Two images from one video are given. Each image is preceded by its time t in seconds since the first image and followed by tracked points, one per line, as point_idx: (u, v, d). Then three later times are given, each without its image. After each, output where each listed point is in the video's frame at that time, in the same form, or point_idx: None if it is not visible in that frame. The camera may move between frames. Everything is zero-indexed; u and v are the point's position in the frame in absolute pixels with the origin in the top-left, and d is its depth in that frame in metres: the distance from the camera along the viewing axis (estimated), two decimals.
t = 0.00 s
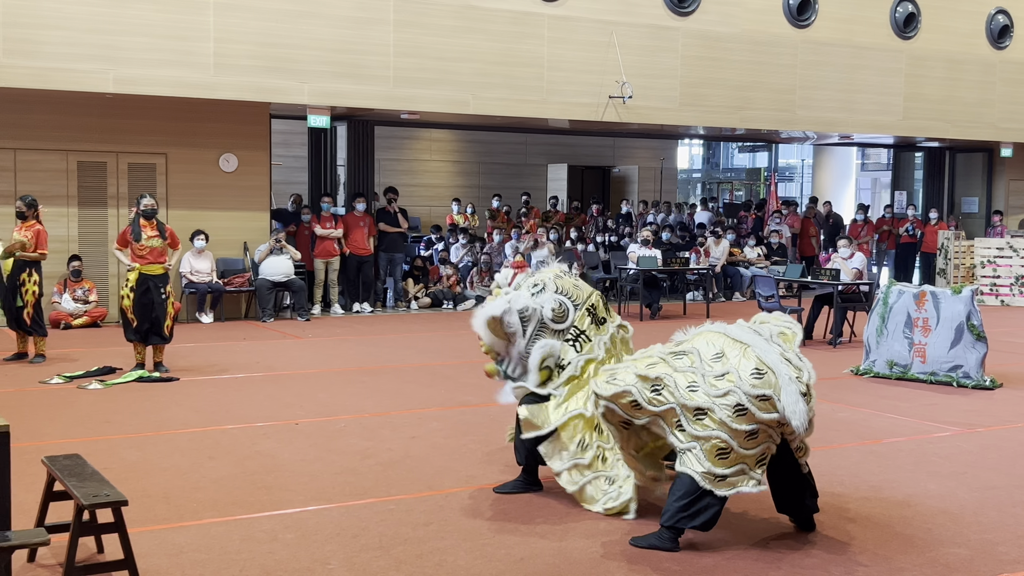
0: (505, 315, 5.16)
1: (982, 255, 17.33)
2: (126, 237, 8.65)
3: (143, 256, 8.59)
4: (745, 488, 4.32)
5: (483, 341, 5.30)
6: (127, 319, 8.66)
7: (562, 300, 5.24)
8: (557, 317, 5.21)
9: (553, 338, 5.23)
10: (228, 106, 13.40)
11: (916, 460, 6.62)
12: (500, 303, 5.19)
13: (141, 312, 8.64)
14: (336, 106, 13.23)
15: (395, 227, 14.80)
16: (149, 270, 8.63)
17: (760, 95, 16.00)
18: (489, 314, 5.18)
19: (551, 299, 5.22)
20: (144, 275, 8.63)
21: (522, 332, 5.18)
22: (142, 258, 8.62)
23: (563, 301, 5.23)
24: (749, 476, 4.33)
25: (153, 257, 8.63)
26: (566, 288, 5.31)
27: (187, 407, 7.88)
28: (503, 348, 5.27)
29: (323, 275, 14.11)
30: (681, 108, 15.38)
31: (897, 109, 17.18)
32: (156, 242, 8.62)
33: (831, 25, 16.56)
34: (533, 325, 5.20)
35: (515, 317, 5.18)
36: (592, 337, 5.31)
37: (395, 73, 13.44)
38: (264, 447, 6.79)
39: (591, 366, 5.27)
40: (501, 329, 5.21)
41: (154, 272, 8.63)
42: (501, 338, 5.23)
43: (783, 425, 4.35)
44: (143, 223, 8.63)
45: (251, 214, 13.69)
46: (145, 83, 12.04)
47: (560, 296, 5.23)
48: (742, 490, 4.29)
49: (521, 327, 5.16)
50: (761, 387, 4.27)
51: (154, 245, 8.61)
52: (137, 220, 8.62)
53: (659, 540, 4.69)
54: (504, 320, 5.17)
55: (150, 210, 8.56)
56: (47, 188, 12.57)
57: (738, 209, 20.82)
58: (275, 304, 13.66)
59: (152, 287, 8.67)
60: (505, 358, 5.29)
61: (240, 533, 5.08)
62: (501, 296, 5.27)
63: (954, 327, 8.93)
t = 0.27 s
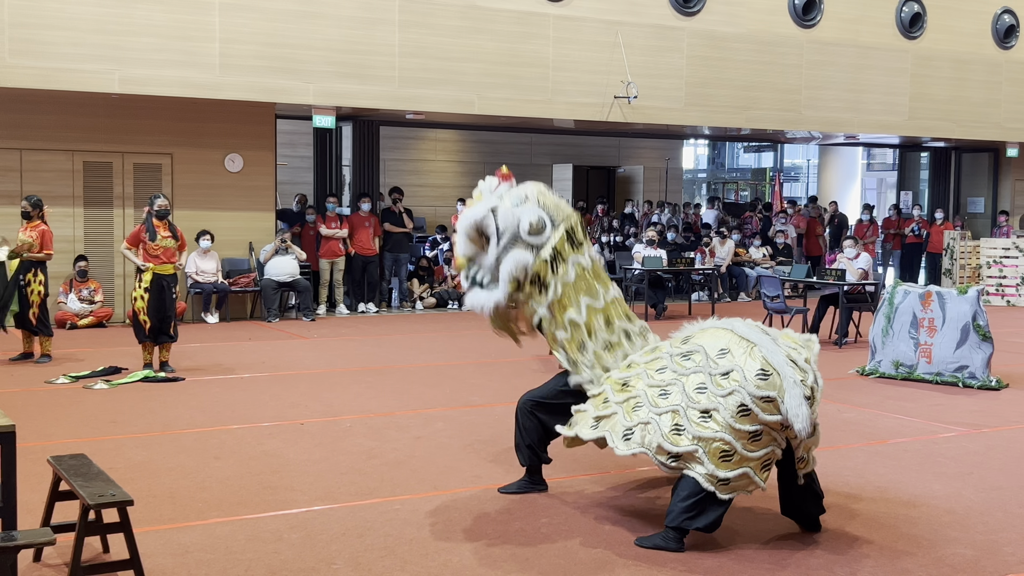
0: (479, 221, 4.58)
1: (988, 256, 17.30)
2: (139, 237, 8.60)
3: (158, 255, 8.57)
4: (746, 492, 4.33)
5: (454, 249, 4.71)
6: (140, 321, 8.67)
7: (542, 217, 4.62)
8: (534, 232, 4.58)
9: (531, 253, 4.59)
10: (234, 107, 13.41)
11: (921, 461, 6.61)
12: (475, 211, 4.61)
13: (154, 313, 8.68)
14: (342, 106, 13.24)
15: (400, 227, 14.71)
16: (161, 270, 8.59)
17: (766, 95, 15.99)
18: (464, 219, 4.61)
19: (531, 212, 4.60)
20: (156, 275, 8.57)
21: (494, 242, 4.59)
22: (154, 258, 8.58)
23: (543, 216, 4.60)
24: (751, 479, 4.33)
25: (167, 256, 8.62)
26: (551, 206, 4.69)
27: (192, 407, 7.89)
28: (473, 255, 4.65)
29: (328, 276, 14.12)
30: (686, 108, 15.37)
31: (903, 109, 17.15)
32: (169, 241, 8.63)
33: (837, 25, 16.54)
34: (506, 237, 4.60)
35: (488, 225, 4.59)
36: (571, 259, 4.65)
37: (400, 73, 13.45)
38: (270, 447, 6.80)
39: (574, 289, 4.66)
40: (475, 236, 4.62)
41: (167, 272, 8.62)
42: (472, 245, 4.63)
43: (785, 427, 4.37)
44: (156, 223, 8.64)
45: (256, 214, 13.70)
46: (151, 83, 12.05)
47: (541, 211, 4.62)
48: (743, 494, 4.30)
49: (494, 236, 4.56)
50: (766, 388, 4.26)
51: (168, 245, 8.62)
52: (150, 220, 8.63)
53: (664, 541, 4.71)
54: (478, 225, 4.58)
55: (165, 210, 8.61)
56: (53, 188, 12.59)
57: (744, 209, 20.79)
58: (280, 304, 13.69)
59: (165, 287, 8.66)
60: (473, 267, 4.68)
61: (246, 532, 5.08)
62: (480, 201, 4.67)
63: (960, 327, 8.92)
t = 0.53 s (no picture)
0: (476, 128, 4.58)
1: (991, 256, 17.29)
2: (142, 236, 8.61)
3: (161, 254, 8.58)
4: (751, 491, 4.31)
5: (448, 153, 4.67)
6: (144, 321, 8.67)
7: (538, 132, 4.64)
8: (530, 149, 4.62)
9: (525, 168, 4.64)
10: (237, 107, 13.42)
11: (925, 461, 6.60)
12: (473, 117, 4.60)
13: (157, 313, 8.69)
14: (344, 106, 13.25)
15: (402, 228, 14.72)
16: (165, 270, 8.59)
17: (769, 95, 15.98)
18: (461, 124, 4.58)
19: (528, 126, 4.63)
20: (160, 275, 8.58)
21: (490, 149, 4.60)
22: (157, 257, 8.59)
23: (542, 133, 4.64)
24: (755, 477, 4.32)
25: (170, 256, 8.62)
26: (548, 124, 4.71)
27: (195, 407, 7.89)
28: (465, 164, 4.64)
29: (330, 275, 14.12)
30: (689, 108, 15.36)
31: (906, 109, 17.14)
32: (172, 241, 8.65)
33: (840, 25, 16.53)
34: (504, 148, 4.62)
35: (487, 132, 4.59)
36: (566, 179, 4.68)
37: (403, 73, 13.45)
38: (273, 447, 6.80)
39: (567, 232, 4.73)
40: (471, 143, 4.61)
41: (171, 271, 8.61)
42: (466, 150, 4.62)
43: (787, 425, 4.33)
44: (160, 223, 8.66)
45: (259, 214, 13.71)
46: (153, 83, 12.06)
47: (539, 127, 4.64)
48: (747, 494, 4.29)
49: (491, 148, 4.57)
50: (766, 385, 4.23)
51: (172, 245, 8.63)
52: (153, 220, 8.65)
53: (667, 541, 4.71)
54: (476, 134, 4.58)
55: (169, 211, 8.62)
56: (56, 188, 12.61)
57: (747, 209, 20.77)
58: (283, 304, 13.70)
59: (170, 287, 8.66)
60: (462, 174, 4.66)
61: (248, 532, 5.09)
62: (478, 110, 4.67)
63: (963, 327, 8.92)
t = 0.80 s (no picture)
0: (482, 149, 4.63)
1: (992, 256, 17.29)
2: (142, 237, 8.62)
3: (161, 255, 8.59)
4: (753, 492, 4.28)
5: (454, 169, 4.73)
6: (144, 321, 8.66)
7: (544, 155, 4.67)
8: (536, 171, 4.66)
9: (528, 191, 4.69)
10: (238, 107, 13.42)
11: (926, 461, 6.60)
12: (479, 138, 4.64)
13: (157, 313, 8.69)
14: (345, 106, 13.25)
15: (403, 228, 14.73)
16: (164, 270, 8.61)
17: (770, 95, 15.97)
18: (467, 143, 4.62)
19: (534, 150, 4.66)
20: (160, 275, 8.59)
21: (495, 171, 4.65)
22: (157, 258, 8.60)
23: (547, 156, 4.67)
24: (757, 478, 4.29)
25: (169, 256, 8.64)
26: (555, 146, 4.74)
27: (196, 408, 7.89)
28: (470, 182, 4.70)
29: (331, 275, 14.12)
30: (690, 108, 15.36)
31: (907, 109, 17.13)
32: (172, 241, 8.66)
33: (841, 25, 16.53)
34: (508, 170, 4.66)
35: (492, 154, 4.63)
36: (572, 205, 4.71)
37: (404, 73, 13.46)
38: (274, 447, 6.80)
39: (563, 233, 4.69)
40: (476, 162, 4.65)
41: (171, 272, 8.63)
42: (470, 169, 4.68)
43: (789, 425, 4.31)
44: (159, 224, 8.67)
45: (260, 214, 13.71)
46: (154, 83, 12.06)
47: (545, 150, 4.67)
48: (750, 495, 4.26)
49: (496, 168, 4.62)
50: (766, 384, 4.23)
51: (171, 245, 8.64)
52: (152, 220, 8.66)
53: (668, 541, 4.71)
54: (482, 154, 4.62)
55: (169, 211, 8.63)
56: (57, 188, 12.61)
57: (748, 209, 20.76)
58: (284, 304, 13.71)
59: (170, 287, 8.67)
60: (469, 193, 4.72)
61: (249, 532, 5.09)
62: (485, 129, 4.71)
63: (964, 327, 8.91)
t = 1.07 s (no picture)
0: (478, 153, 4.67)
1: (993, 256, 17.31)
2: (139, 237, 8.65)
3: (160, 256, 8.62)
4: (752, 493, 4.30)
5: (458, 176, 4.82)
6: (145, 322, 8.64)
7: (541, 152, 4.66)
8: (533, 169, 4.66)
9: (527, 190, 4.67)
10: (238, 107, 13.42)
11: (926, 461, 6.60)
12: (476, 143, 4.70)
13: (158, 314, 8.67)
14: (346, 106, 13.24)
15: (404, 228, 14.73)
16: (164, 271, 8.63)
17: (770, 95, 15.97)
18: (465, 151, 4.72)
19: (531, 147, 4.66)
20: (159, 276, 8.61)
21: (491, 173, 4.68)
22: (155, 259, 8.62)
23: (544, 153, 4.66)
24: (757, 479, 4.31)
25: (167, 257, 8.66)
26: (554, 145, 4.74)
27: (196, 407, 7.89)
28: (472, 187, 4.76)
29: (332, 275, 14.13)
30: (690, 108, 15.35)
31: (908, 109, 17.13)
32: (170, 242, 8.69)
33: (842, 25, 16.53)
34: (506, 171, 4.68)
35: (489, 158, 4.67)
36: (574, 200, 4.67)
37: (404, 73, 13.46)
38: (274, 447, 6.80)
39: (565, 227, 4.64)
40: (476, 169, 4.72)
41: (169, 273, 8.66)
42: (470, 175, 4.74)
43: (790, 425, 4.32)
44: (157, 225, 8.71)
45: (260, 214, 13.72)
46: (155, 83, 12.06)
47: (543, 148, 4.67)
48: (749, 495, 4.29)
49: (493, 169, 4.65)
50: (768, 385, 4.22)
51: (169, 246, 8.67)
52: (150, 221, 8.71)
53: (668, 541, 4.71)
54: (478, 158, 4.67)
55: (167, 212, 8.68)
56: (57, 188, 12.61)
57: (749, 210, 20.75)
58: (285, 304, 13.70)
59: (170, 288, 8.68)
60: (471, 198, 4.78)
61: (249, 532, 5.09)
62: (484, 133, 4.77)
63: (964, 327, 8.90)
